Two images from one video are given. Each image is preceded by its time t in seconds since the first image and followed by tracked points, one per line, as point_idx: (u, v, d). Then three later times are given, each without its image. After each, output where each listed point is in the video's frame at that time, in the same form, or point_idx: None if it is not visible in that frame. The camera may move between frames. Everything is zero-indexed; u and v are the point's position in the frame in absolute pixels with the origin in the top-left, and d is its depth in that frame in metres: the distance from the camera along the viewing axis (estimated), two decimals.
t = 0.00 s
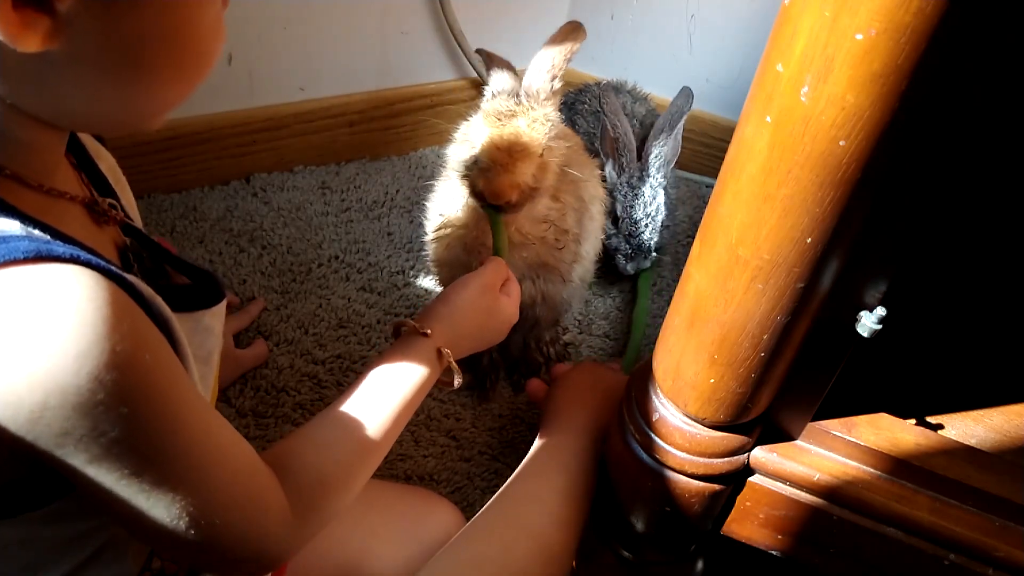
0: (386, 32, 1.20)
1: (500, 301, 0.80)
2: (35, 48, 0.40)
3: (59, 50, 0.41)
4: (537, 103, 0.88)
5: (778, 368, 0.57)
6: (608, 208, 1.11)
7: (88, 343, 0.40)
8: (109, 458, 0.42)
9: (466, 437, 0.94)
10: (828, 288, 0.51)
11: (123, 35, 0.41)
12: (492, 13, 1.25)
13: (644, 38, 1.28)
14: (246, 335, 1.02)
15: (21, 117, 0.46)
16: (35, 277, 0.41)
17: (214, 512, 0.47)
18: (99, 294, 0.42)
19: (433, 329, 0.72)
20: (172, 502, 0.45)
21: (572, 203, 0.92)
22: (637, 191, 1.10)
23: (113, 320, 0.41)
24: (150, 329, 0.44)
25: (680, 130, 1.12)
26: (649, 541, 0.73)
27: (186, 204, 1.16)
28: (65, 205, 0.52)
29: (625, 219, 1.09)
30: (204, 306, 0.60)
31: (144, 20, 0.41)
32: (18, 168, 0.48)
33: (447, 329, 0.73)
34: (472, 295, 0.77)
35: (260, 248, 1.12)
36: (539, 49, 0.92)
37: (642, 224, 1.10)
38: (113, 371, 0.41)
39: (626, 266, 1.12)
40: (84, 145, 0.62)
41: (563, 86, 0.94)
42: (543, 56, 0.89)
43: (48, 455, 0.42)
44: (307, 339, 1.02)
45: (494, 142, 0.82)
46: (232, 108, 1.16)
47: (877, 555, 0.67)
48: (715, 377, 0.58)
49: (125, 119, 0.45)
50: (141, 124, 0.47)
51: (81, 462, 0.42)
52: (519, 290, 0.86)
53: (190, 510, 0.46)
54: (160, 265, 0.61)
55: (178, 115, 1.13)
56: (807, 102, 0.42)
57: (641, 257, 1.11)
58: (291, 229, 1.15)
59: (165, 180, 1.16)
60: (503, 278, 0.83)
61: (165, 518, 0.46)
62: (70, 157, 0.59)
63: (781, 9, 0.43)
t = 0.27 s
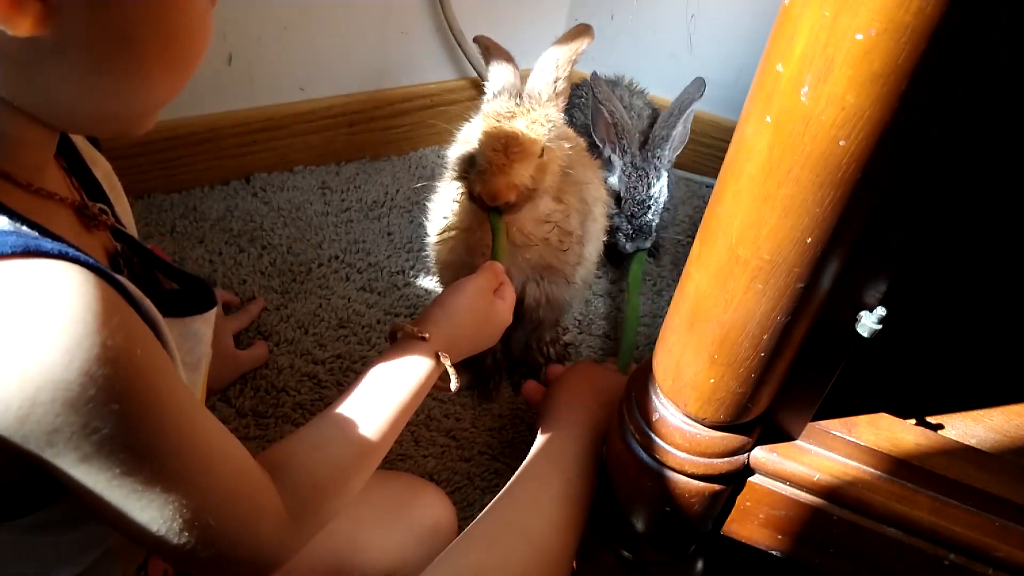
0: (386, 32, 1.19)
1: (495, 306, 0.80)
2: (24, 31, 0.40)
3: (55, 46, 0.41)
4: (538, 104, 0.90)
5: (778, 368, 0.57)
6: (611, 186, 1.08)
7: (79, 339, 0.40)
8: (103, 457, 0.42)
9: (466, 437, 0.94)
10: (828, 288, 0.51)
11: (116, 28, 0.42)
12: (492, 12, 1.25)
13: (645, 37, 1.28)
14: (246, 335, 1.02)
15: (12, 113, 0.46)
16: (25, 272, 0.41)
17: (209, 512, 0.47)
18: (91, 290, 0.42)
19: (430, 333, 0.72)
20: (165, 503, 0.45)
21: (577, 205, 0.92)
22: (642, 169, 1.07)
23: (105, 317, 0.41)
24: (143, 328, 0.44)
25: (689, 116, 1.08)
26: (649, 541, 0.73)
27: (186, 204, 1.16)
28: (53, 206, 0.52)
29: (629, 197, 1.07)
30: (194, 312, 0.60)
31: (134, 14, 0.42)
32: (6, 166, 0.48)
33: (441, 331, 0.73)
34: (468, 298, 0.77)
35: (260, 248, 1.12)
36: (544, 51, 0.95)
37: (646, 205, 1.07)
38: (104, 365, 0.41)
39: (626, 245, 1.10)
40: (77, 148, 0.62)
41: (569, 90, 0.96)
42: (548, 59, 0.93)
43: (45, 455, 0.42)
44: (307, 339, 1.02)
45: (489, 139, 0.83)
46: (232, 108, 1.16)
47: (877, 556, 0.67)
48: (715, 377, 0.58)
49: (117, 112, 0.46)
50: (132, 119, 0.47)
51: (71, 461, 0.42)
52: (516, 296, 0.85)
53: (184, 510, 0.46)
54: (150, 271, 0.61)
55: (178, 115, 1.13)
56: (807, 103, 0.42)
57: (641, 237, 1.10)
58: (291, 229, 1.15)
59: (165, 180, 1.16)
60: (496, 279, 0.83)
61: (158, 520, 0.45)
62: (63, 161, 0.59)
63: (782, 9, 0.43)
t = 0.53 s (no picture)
0: (385, 32, 1.19)
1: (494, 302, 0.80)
2: (10, 22, 0.40)
3: (42, 36, 0.41)
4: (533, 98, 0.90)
5: (778, 368, 0.57)
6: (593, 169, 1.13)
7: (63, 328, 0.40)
8: (96, 451, 0.42)
9: (465, 437, 0.94)
10: (828, 288, 0.51)
11: (108, 26, 0.42)
12: (491, 12, 1.25)
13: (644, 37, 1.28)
14: (246, 335, 1.02)
15: (6, 112, 0.47)
16: (10, 262, 0.41)
17: (204, 504, 0.47)
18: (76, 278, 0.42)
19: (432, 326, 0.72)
20: (160, 494, 0.45)
21: (571, 204, 0.92)
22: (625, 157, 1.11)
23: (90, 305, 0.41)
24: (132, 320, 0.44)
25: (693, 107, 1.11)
26: (649, 541, 0.73)
27: (186, 204, 1.16)
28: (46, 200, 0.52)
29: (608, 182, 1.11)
30: (186, 310, 0.60)
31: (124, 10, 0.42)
32: None
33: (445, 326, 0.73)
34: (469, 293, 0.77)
35: (260, 248, 1.12)
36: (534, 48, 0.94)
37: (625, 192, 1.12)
38: (91, 353, 0.40)
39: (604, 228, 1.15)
40: (75, 146, 0.62)
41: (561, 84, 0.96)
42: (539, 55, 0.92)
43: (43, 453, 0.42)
44: (306, 339, 1.02)
45: (495, 137, 0.83)
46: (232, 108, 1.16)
47: (877, 556, 0.67)
48: (715, 377, 0.58)
49: (110, 108, 0.46)
50: (124, 115, 0.47)
51: (61, 454, 0.42)
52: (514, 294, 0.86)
53: (179, 501, 0.46)
54: (145, 271, 0.61)
55: (178, 115, 1.13)
56: (807, 103, 0.42)
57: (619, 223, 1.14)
58: (291, 229, 1.15)
59: (165, 180, 1.16)
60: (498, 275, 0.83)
61: (153, 511, 0.45)
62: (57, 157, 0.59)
63: (782, 9, 0.43)
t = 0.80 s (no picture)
0: (385, 32, 1.19)
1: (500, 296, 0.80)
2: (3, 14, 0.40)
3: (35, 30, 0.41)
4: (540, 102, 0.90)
5: (778, 368, 0.57)
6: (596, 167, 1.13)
7: (57, 321, 0.40)
8: (93, 445, 0.42)
9: (465, 437, 0.94)
10: (829, 288, 0.51)
11: (108, 22, 0.42)
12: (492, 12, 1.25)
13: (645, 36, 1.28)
14: (246, 335, 1.02)
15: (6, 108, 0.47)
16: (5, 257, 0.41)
17: (206, 494, 0.47)
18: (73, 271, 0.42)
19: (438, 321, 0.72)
20: (159, 486, 0.45)
21: (578, 205, 0.92)
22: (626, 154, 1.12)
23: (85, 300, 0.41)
24: (129, 313, 0.44)
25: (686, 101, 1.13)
26: (649, 541, 0.73)
27: (186, 204, 1.16)
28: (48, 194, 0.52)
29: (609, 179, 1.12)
30: (187, 306, 0.60)
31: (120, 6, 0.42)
32: None
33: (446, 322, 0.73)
34: (473, 289, 0.77)
35: (260, 248, 1.12)
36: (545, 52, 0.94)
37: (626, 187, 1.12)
38: (83, 347, 0.40)
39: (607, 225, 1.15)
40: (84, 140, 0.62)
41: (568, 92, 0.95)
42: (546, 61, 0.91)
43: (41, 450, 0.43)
44: (306, 339, 1.02)
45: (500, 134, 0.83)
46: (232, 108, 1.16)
47: (876, 556, 0.67)
48: (715, 378, 0.58)
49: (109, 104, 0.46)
50: (122, 111, 0.47)
51: (56, 448, 0.42)
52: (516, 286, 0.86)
53: (178, 494, 0.46)
54: (152, 266, 0.61)
55: (178, 115, 1.13)
56: (807, 103, 0.42)
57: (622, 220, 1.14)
58: (291, 229, 1.15)
59: (166, 180, 1.16)
60: (500, 267, 0.83)
61: (152, 504, 0.45)
62: (64, 149, 0.59)
63: (782, 9, 0.43)
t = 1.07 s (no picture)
0: (386, 32, 1.19)
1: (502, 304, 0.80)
2: (5, 20, 0.41)
3: (34, 34, 0.41)
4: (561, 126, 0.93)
5: (778, 368, 0.57)
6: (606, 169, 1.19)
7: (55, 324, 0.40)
8: (90, 449, 0.42)
9: (466, 437, 0.94)
10: (828, 288, 0.51)
11: (110, 24, 0.42)
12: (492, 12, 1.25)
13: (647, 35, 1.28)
14: (246, 335, 1.02)
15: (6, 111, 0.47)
16: (5, 261, 0.41)
17: (206, 500, 0.47)
18: (73, 278, 0.42)
19: (442, 330, 0.72)
20: (157, 492, 0.45)
21: (590, 219, 0.93)
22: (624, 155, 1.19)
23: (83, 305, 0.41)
24: (128, 320, 0.44)
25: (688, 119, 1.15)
26: (649, 541, 0.73)
27: (186, 204, 1.16)
28: (48, 197, 0.52)
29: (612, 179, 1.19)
30: (187, 308, 0.60)
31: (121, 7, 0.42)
32: None
33: (451, 328, 0.73)
34: (478, 296, 0.77)
35: (260, 248, 1.12)
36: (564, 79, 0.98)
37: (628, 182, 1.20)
38: (82, 353, 0.40)
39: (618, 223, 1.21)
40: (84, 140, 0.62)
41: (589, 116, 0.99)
42: (570, 86, 0.96)
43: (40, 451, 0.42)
44: (307, 339, 1.02)
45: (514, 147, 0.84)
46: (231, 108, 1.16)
47: (876, 556, 0.67)
48: (716, 378, 0.58)
49: (110, 106, 0.46)
50: (124, 114, 0.48)
51: (54, 453, 0.42)
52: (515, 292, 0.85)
53: (176, 499, 0.46)
54: (153, 268, 0.61)
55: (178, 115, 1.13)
56: (807, 103, 0.42)
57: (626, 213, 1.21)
58: (291, 229, 1.15)
59: (166, 180, 1.16)
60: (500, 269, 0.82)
61: (150, 509, 0.46)
62: (65, 150, 0.59)
63: (782, 9, 0.43)
